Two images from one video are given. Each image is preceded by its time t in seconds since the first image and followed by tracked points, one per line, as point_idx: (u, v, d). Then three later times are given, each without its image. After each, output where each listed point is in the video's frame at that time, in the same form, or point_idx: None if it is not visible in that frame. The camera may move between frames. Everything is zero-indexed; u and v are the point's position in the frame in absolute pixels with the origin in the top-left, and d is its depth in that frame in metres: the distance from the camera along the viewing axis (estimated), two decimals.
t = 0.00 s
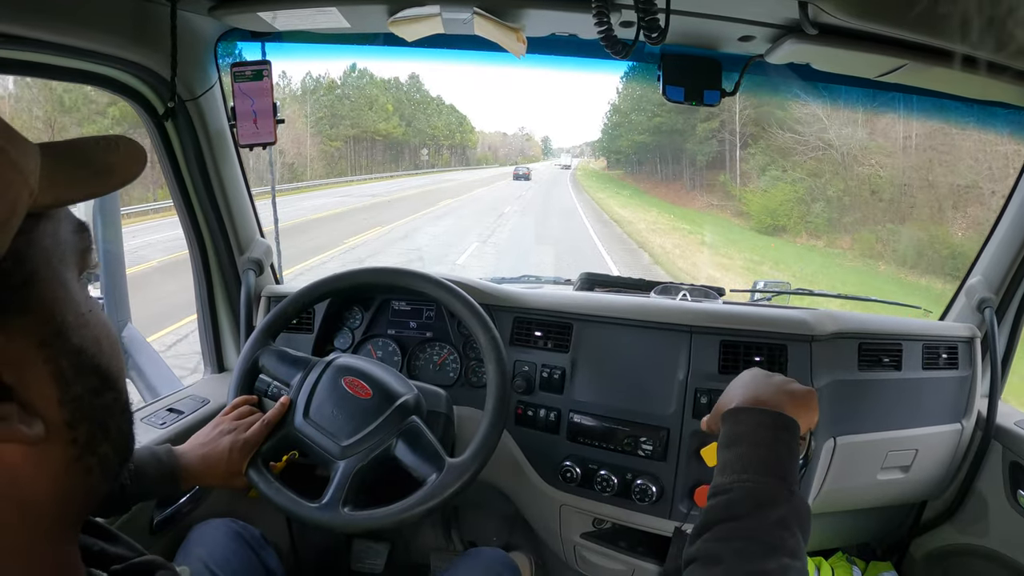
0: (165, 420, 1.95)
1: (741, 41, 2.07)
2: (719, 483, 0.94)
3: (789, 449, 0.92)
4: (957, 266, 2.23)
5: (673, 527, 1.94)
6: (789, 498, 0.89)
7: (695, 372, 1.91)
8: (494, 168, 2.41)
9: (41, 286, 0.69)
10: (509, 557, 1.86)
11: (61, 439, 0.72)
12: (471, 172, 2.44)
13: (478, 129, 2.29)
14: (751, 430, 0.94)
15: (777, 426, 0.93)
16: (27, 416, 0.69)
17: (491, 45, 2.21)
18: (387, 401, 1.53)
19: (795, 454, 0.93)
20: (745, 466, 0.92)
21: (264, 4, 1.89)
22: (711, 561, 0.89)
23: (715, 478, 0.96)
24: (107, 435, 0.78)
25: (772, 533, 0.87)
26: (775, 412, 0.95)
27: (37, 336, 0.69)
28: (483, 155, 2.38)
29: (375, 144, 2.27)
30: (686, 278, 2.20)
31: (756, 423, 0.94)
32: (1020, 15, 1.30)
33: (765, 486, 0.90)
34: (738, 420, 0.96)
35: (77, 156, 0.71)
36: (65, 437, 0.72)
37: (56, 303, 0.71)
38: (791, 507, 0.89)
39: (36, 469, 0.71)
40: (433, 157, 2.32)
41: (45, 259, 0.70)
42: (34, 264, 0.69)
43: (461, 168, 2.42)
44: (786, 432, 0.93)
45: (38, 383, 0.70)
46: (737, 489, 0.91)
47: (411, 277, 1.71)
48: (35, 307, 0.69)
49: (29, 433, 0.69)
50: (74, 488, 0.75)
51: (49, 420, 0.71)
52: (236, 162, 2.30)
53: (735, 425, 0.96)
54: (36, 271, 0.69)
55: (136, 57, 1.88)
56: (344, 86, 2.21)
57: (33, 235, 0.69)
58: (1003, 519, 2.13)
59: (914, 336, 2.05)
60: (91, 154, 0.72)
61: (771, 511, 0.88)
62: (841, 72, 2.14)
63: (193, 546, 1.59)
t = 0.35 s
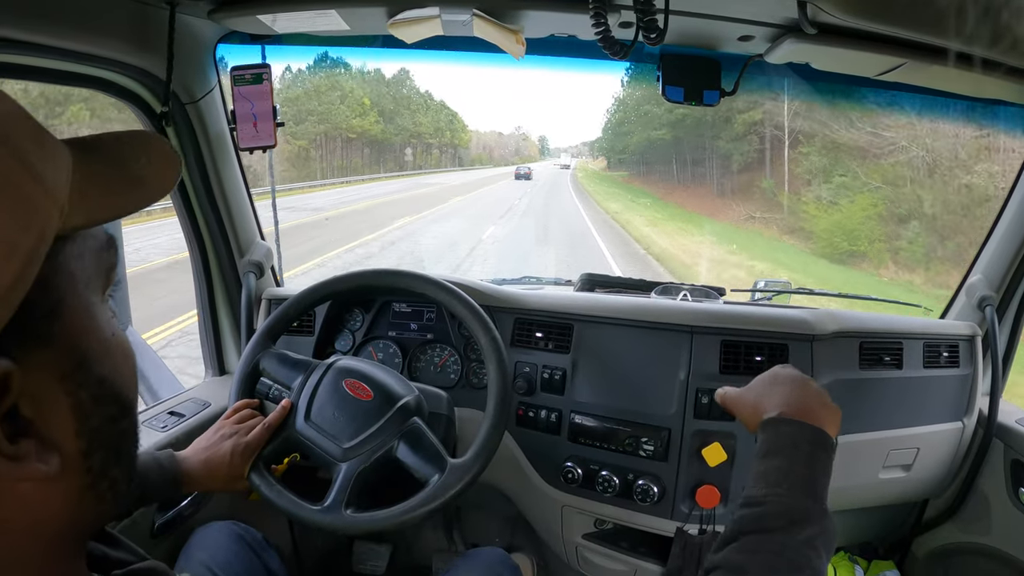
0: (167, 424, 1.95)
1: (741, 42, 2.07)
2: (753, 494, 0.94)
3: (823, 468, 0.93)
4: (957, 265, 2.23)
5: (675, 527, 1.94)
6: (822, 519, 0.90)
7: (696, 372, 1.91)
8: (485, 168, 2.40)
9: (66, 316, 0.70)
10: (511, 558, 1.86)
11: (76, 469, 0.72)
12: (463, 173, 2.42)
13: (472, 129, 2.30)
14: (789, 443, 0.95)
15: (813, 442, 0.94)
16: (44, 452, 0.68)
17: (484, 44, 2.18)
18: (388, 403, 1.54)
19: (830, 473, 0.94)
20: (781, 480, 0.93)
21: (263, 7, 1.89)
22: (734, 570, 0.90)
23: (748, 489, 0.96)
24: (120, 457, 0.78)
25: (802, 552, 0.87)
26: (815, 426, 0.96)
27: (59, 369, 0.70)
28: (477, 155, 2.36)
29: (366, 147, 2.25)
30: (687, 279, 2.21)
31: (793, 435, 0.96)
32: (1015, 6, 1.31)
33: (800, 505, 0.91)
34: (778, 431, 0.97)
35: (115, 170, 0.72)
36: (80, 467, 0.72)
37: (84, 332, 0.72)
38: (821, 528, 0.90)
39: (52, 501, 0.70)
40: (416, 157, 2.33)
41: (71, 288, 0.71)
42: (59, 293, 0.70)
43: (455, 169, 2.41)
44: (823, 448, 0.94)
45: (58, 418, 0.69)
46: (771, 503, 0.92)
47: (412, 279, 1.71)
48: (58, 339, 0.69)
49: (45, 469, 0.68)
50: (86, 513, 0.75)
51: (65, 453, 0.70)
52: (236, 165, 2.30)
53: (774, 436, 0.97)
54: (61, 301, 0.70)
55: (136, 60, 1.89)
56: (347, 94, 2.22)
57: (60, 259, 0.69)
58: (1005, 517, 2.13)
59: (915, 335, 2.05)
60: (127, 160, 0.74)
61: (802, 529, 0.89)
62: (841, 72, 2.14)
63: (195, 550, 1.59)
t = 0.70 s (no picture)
0: (167, 424, 1.95)
1: (740, 42, 2.07)
2: (747, 500, 0.95)
3: (818, 478, 0.93)
4: (956, 264, 2.23)
5: (675, 527, 1.94)
6: (813, 530, 0.90)
7: (696, 372, 1.91)
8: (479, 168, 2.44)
9: (89, 326, 0.71)
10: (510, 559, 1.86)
11: (93, 473, 0.72)
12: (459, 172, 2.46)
13: (467, 128, 2.31)
14: (787, 450, 0.94)
15: (811, 450, 0.94)
16: (60, 459, 0.68)
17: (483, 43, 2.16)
18: (387, 404, 1.53)
19: (823, 483, 0.94)
20: (775, 487, 0.93)
21: (262, 8, 1.89)
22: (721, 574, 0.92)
23: (743, 493, 0.97)
24: (137, 461, 0.78)
25: (792, 561, 0.88)
26: (813, 434, 0.96)
27: (79, 378, 0.70)
28: (472, 156, 2.40)
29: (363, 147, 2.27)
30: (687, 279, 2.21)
31: (790, 443, 0.95)
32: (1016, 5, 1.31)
33: (792, 514, 0.91)
34: (776, 438, 0.97)
35: (143, 181, 0.74)
36: (96, 471, 0.72)
37: (106, 343, 0.73)
38: (811, 539, 0.90)
39: (69, 504, 0.70)
40: (399, 157, 2.34)
41: (95, 297, 0.72)
42: (82, 304, 0.70)
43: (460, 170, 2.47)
44: (820, 456, 0.94)
45: (76, 426, 0.70)
46: (764, 512, 0.92)
47: (413, 280, 1.71)
48: (81, 350, 0.70)
49: (61, 476, 0.68)
50: (101, 513, 0.75)
51: (81, 460, 0.70)
52: (236, 167, 2.30)
53: (771, 442, 0.97)
54: (84, 310, 0.71)
55: (136, 62, 1.89)
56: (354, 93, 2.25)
57: (85, 271, 0.71)
58: (1005, 517, 2.13)
59: (915, 335, 2.05)
60: (157, 174, 0.77)
61: (792, 539, 0.90)
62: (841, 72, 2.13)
63: (196, 551, 1.59)
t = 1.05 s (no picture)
0: (167, 425, 1.95)
1: (740, 42, 2.07)
2: (749, 501, 0.95)
3: (819, 479, 0.93)
4: (956, 265, 2.23)
5: (676, 528, 1.94)
6: (813, 531, 0.90)
7: (697, 372, 1.91)
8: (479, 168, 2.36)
9: (83, 327, 0.71)
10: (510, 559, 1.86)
11: (90, 478, 0.73)
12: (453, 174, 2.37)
13: (461, 128, 2.31)
14: (787, 452, 0.94)
15: (812, 452, 0.94)
16: (55, 464, 0.69)
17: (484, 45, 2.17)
18: (386, 404, 1.53)
19: (825, 484, 0.94)
20: (775, 489, 0.93)
21: (262, 9, 1.89)
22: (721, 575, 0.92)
23: (743, 494, 0.96)
24: (136, 463, 0.79)
25: (793, 561, 0.88)
26: (813, 436, 0.96)
27: (75, 380, 0.70)
28: (465, 155, 2.31)
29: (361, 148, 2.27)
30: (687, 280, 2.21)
31: (790, 444, 0.95)
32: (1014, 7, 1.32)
33: (792, 515, 0.91)
34: (776, 439, 0.97)
35: (139, 173, 0.74)
36: (94, 475, 0.73)
37: (101, 343, 0.73)
38: (811, 540, 0.90)
39: (66, 508, 0.71)
40: (378, 158, 2.29)
41: (87, 293, 0.72)
42: (74, 305, 0.70)
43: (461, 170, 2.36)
44: (821, 457, 0.94)
45: (72, 431, 0.70)
46: (765, 514, 0.92)
47: (415, 281, 1.71)
48: (75, 351, 0.70)
49: (56, 482, 0.69)
50: (99, 515, 0.76)
51: (78, 465, 0.71)
52: (236, 168, 2.30)
53: (773, 443, 0.97)
54: (77, 311, 0.71)
55: (135, 63, 1.89)
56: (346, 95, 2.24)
57: (76, 269, 0.70)
58: (1006, 517, 2.13)
59: (915, 335, 2.05)
60: (155, 166, 0.76)
61: (793, 540, 0.90)
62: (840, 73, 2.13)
63: (195, 551, 1.59)
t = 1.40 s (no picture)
0: (168, 425, 1.95)
1: (741, 42, 2.07)
2: (746, 501, 0.95)
3: (817, 478, 0.93)
4: (956, 264, 2.22)
5: (678, 527, 1.94)
6: (810, 531, 0.90)
7: (698, 371, 1.91)
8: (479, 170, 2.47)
9: (78, 331, 0.71)
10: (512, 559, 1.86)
11: (86, 482, 0.72)
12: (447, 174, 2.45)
13: (454, 128, 2.31)
14: (786, 450, 0.95)
15: (810, 451, 0.94)
16: (51, 469, 0.69)
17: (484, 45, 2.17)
18: (388, 405, 1.53)
19: (823, 483, 0.94)
20: (773, 489, 0.93)
21: (264, 10, 1.89)
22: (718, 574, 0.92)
23: (741, 494, 0.96)
24: (132, 467, 0.79)
25: (790, 562, 0.88)
26: (811, 435, 0.96)
27: (71, 386, 0.71)
28: (462, 156, 2.39)
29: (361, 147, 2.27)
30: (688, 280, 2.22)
31: (790, 443, 0.95)
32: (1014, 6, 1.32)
33: (789, 515, 0.91)
34: (776, 439, 0.96)
35: (141, 174, 0.74)
36: (90, 480, 0.73)
37: (99, 348, 0.73)
38: (809, 539, 0.91)
39: (62, 513, 0.71)
40: (380, 157, 2.34)
41: (87, 298, 0.72)
42: (72, 309, 0.70)
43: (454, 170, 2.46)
44: (819, 457, 0.94)
45: (67, 433, 0.70)
46: (762, 513, 0.92)
47: (417, 281, 1.70)
48: (71, 354, 0.70)
49: (52, 487, 0.68)
50: (96, 520, 0.76)
51: (74, 469, 0.71)
52: (237, 168, 2.30)
53: (771, 442, 0.97)
54: (75, 316, 0.71)
55: (137, 63, 1.89)
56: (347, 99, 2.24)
57: (74, 275, 0.70)
58: (1007, 517, 2.12)
59: (916, 335, 2.04)
60: (156, 165, 0.76)
61: (790, 539, 0.90)
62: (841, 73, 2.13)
63: (196, 552, 1.59)
